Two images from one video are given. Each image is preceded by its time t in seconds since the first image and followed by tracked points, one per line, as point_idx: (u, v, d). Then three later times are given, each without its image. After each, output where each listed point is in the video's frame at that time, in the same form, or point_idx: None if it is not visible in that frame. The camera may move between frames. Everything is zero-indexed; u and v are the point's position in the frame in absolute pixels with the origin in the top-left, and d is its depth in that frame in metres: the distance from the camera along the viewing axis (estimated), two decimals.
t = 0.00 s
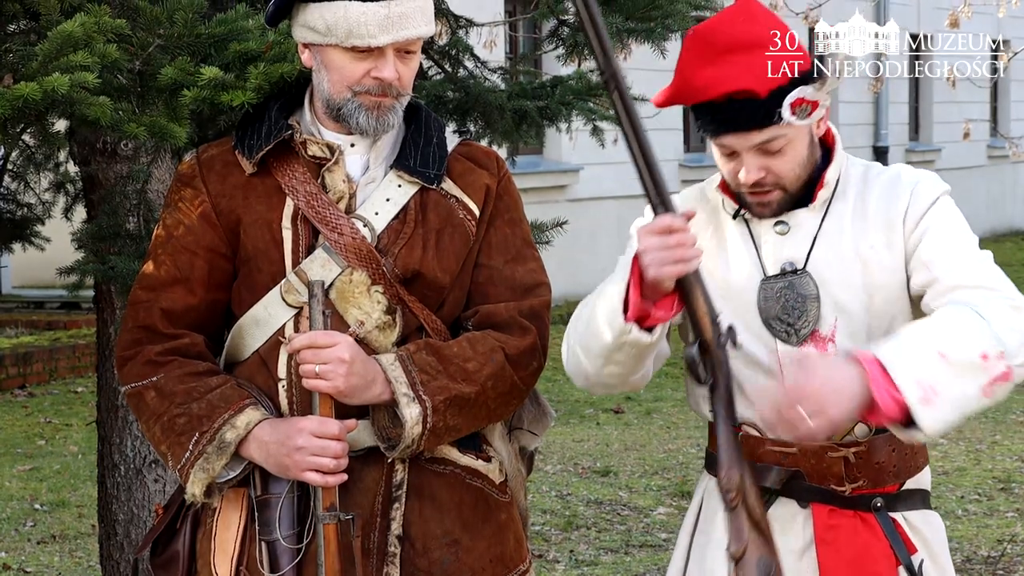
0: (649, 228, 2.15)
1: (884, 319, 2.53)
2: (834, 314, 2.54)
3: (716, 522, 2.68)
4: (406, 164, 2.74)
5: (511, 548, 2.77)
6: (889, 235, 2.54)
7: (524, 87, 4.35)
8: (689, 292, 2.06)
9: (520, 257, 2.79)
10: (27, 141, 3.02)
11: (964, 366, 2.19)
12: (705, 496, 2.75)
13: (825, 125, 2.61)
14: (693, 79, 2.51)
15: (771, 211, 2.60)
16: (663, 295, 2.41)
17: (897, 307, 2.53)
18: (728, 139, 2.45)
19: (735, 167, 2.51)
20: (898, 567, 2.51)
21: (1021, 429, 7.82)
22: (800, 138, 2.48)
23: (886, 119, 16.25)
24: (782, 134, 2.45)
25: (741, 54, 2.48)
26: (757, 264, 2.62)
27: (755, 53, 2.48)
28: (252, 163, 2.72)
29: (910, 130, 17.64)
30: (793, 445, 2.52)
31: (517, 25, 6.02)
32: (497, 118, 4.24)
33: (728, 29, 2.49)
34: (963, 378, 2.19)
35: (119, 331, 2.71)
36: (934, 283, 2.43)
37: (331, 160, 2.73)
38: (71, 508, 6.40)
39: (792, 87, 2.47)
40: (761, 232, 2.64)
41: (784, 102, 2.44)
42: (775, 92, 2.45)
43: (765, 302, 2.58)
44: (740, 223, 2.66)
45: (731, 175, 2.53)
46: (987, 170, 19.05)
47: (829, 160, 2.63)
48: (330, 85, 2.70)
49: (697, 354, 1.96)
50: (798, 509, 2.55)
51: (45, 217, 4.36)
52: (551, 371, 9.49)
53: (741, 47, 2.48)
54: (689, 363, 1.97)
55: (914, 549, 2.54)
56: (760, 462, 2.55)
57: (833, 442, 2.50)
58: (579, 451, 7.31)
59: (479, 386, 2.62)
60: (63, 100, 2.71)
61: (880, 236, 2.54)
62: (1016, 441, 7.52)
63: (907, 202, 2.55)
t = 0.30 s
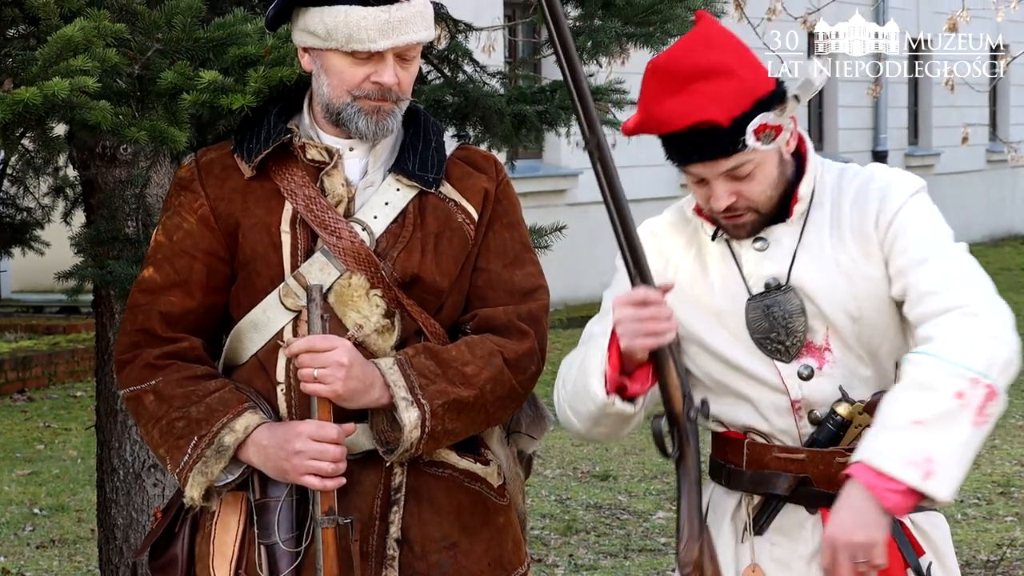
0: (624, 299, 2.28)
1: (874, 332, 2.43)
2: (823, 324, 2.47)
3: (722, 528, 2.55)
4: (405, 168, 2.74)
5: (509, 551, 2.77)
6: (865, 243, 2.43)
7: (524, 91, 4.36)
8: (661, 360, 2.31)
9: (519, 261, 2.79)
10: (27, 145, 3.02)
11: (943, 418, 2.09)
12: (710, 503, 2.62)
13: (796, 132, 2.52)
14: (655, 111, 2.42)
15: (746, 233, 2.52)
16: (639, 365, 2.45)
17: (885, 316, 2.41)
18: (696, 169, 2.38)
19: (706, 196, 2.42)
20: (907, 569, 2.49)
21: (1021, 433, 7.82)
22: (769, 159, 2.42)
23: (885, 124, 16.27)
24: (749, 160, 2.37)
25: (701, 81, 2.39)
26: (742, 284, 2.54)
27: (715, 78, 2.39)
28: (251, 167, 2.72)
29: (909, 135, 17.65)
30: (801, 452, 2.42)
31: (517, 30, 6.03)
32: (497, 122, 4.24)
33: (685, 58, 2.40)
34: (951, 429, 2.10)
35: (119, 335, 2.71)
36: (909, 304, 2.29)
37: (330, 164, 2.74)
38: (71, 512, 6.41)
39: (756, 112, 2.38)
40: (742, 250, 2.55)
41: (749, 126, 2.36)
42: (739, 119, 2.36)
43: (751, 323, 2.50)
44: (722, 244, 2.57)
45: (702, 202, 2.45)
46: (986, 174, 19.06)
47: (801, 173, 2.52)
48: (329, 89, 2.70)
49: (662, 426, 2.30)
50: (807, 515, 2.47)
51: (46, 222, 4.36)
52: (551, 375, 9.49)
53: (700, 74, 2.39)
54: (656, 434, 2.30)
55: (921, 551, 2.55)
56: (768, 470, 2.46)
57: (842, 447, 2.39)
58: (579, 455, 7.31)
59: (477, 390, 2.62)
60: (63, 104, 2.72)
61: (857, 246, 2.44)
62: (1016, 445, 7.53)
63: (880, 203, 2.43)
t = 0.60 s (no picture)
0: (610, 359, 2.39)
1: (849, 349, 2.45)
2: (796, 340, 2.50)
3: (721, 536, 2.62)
4: (404, 170, 2.74)
5: (506, 553, 2.78)
6: (829, 263, 2.44)
7: (524, 93, 4.36)
8: (646, 419, 2.40)
9: (518, 262, 2.79)
10: (28, 146, 3.02)
11: (849, 474, 2.06)
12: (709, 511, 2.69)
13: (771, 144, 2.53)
14: (626, 135, 2.43)
15: (724, 250, 2.55)
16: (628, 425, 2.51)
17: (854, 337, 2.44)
18: (670, 194, 2.40)
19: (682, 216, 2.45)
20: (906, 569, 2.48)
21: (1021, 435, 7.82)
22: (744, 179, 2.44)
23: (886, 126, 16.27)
24: (724, 182, 2.40)
25: (667, 107, 2.40)
26: (719, 303, 2.57)
27: (684, 103, 2.39)
28: (250, 168, 2.73)
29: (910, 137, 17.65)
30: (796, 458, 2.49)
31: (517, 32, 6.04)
32: (497, 124, 4.24)
33: (654, 83, 2.40)
34: (856, 486, 2.06)
35: (117, 336, 2.71)
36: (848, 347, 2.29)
37: (329, 166, 2.74)
38: (71, 514, 6.41)
39: (727, 137, 2.39)
40: (717, 268, 2.58)
41: (721, 150, 2.37)
42: (710, 143, 2.37)
43: (726, 342, 2.54)
44: (700, 261, 2.61)
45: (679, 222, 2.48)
46: (987, 176, 19.06)
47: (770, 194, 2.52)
48: (328, 90, 2.70)
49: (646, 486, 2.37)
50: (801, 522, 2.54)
51: (46, 224, 4.37)
52: (551, 377, 9.49)
53: (669, 99, 2.39)
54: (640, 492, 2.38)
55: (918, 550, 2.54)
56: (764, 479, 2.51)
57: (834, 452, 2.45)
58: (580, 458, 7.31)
59: (475, 391, 2.62)
60: (65, 107, 2.72)
61: (822, 267, 2.45)
62: (1016, 447, 7.52)
63: (843, 221, 2.44)
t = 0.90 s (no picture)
0: (599, 402, 2.55)
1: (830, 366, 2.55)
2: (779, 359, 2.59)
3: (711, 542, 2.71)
4: (403, 172, 2.74)
5: (505, 554, 2.78)
6: (813, 285, 2.53)
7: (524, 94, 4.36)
8: (634, 459, 2.57)
9: (517, 263, 2.79)
10: (28, 147, 3.02)
11: (839, 531, 2.34)
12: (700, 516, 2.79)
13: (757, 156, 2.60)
14: (615, 150, 2.55)
15: (711, 263, 2.63)
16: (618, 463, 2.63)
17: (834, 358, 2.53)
18: (656, 209, 2.51)
19: (668, 230, 2.56)
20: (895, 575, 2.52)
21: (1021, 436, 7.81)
22: (729, 199, 2.54)
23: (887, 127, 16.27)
24: (707, 201, 2.49)
25: (655, 124, 2.50)
26: (702, 319, 2.66)
27: (671, 122, 2.49)
28: (250, 169, 2.73)
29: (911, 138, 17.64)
30: (781, 470, 2.55)
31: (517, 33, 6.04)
32: (498, 125, 4.25)
33: (641, 101, 2.51)
34: (848, 539, 2.35)
35: (117, 337, 2.71)
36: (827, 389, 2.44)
37: (328, 167, 2.74)
38: (71, 515, 6.41)
39: (712, 156, 2.47)
40: (703, 281, 2.66)
41: (707, 171, 2.45)
42: (695, 163, 2.46)
43: (709, 359, 2.62)
44: (686, 271, 2.69)
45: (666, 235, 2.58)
46: (987, 177, 19.05)
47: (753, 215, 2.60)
48: (324, 86, 2.70)
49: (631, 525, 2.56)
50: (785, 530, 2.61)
51: (46, 225, 4.37)
52: (552, 377, 9.47)
53: (656, 117, 2.50)
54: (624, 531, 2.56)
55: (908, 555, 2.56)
56: (752, 488, 2.59)
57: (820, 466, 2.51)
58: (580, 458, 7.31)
59: (474, 393, 2.62)
60: (65, 108, 2.72)
61: (806, 288, 2.54)
62: (1016, 448, 7.52)
63: (829, 245, 2.52)
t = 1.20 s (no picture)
0: (598, 416, 2.54)
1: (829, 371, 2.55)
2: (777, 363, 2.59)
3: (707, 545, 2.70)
4: (405, 173, 2.74)
5: (506, 556, 2.78)
6: (812, 289, 2.53)
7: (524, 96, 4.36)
8: (633, 472, 2.57)
9: (519, 265, 2.79)
10: (28, 149, 3.01)
11: (834, 530, 2.33)
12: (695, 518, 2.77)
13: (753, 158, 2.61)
14: (613, 141, 2.56)
15: (705, 260, 2.63)
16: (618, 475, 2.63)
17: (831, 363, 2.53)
18: (650, 201, 2.51)
19: (663, 224, 2.56)
20: None
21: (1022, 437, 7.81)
22: (724, 194, 2.52)
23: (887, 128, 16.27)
24: (702, 195, 2.49)
25: (653, 115, 2.51)
26: (700, 321, 2.66)
27: (670, 114, 2.50)
28: (252, 171, 2.72)
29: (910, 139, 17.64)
30: (776, 473, 2.54)
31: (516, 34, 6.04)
32: (498, 126, 4.26)
33: (643, 92, 2.52)
34: (841, 538, 2.34)
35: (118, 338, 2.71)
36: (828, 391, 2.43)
37: (330, 168, 2.74)
38: (71, 516, 6.41)
39: (709, 149, 2.48)
40: (701, 282, 2.66)
41: (701, 166, 2.46)
42: (691, 156, 2.47)
43: (706, 361, 2.62)
44: (685, 272, 2.69)
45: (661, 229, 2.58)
46: (987, 179, 19.06)
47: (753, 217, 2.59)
48: (320, 82, 2.71)
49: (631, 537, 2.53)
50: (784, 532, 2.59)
51: (46, 226, 4.37)
52: (552, 379, 9.46)
53: (656, 108, 2.51)
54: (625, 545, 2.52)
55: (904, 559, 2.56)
56: (748, 490, 2.58)
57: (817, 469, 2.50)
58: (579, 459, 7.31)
59: (476, 395, 2.62)
60: (65, 109, 2.72)
61: (805, 291, 2.54)
62: (1017, 449, 7.52)
63: (828, 248, 2.52)
